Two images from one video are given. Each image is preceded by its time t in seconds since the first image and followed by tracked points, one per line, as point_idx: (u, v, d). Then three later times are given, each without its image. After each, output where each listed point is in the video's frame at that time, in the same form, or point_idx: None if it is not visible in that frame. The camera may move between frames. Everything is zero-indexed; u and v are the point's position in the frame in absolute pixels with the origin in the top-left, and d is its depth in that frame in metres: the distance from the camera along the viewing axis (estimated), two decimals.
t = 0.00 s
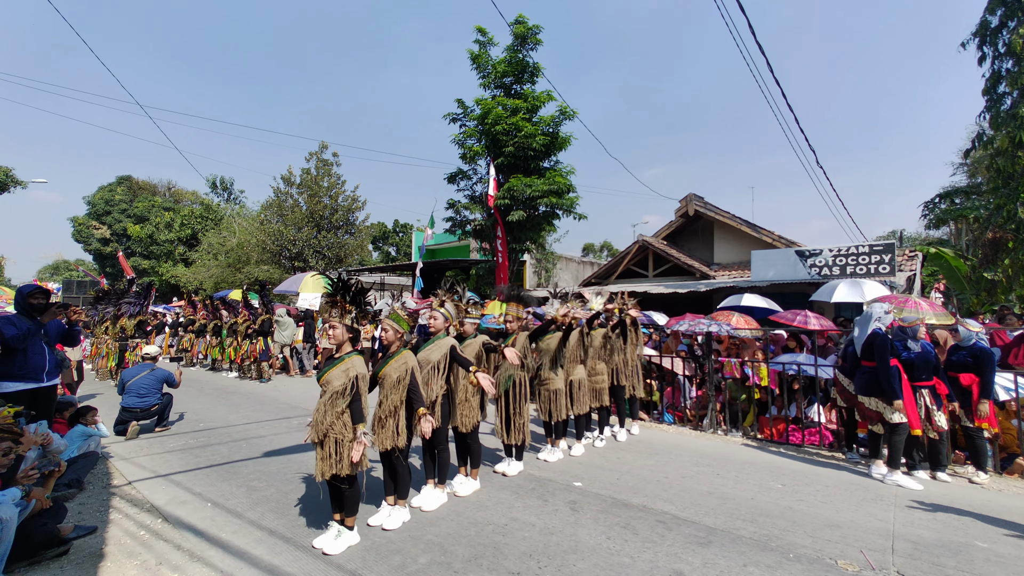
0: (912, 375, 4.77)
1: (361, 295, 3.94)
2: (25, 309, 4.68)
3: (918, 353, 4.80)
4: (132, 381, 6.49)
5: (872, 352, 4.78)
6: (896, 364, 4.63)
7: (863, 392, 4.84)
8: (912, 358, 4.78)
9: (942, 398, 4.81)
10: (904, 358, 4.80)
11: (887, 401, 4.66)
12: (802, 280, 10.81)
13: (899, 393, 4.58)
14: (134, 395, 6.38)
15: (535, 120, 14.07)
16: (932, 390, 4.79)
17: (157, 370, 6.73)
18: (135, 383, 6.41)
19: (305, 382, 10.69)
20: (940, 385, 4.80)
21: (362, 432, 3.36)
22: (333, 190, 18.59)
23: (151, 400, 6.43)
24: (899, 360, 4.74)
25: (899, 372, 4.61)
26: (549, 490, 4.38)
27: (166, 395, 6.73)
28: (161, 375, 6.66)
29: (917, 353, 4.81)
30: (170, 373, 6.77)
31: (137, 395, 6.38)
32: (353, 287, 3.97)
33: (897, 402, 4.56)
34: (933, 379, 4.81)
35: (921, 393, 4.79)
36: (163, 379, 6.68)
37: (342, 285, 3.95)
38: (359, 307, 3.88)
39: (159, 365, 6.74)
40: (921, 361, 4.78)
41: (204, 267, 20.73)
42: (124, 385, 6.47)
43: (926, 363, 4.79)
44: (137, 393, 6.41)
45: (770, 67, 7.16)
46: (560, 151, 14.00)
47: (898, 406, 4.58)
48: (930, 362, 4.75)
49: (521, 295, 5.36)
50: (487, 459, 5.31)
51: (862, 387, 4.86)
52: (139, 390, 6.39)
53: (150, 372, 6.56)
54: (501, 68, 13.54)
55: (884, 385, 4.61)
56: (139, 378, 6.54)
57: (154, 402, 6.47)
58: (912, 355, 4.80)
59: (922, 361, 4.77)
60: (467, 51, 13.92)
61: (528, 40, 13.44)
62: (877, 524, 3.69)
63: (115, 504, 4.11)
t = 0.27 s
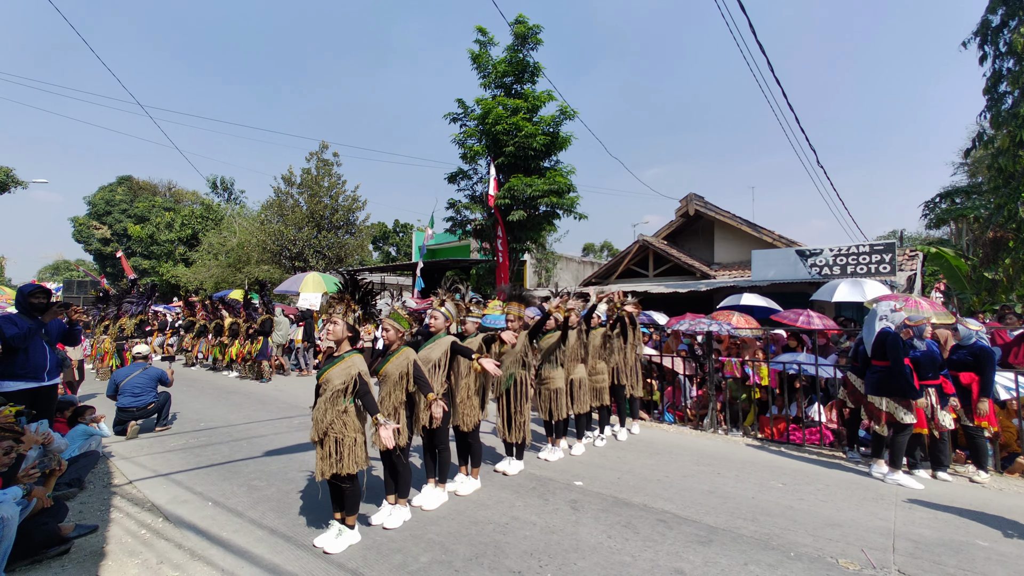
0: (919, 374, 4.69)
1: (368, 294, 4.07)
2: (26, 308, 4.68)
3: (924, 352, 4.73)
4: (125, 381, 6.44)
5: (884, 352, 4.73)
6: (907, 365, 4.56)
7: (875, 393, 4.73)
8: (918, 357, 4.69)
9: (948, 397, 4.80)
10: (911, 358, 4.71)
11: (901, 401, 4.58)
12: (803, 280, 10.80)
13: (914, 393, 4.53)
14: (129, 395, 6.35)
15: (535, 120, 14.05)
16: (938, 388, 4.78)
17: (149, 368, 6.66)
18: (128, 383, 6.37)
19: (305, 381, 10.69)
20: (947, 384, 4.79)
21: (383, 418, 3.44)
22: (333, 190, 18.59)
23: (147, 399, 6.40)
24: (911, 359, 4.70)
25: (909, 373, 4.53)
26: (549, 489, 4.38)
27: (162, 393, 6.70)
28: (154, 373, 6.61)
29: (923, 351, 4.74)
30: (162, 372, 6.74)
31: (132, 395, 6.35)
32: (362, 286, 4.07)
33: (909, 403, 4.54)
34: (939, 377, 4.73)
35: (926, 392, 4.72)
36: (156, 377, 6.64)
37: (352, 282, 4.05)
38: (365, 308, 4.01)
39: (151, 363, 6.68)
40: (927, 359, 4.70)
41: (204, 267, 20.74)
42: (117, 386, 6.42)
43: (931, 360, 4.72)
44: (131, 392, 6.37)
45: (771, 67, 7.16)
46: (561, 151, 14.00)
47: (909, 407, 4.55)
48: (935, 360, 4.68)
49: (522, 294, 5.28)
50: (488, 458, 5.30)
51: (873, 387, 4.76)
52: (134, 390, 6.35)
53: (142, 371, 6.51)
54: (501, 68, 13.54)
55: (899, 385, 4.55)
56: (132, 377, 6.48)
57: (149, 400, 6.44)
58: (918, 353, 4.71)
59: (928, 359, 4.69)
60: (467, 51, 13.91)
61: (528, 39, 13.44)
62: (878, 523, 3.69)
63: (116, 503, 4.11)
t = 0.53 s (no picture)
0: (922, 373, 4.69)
1: (369, 295, 4.07)
2: (26, 308, 4.68)
3: (929, 351, 4.73)
4: (119, 382, 6.42)
5: (888, 352, 4.72)
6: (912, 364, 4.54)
7: (880, 392, 4.70)
8: (922, 355, 4.70)
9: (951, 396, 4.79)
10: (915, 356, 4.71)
11: (905, 402, 4.55)
12: (803, 279, 10.80)
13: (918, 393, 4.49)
14: (126, 395, 6.34)
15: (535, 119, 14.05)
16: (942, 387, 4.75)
17: (144, 368, 6.65)
18: (123, 384, 6.36)
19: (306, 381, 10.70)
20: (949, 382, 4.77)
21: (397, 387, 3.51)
22: (334, 190, 18.59)
23: (144, 398, 6.41)
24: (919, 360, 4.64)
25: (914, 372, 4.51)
26: (550, 489, 4.39)
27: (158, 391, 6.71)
28: (149, 373, 6.60)
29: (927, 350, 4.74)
30: (157, 372, 6.73)
31: (129, 395, 6.35)
32: (361, 286, 4.03)
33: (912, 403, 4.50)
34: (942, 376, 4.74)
35: (930, 392, 4.67)
36: (151, 377, 6.63)
37: (351, 282, 3.99)
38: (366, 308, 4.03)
39: (144, 362, 6.64)
40: (932, 358, 4.70)
41: (205, 267, 20.74)
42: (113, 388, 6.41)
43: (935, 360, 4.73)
44: (127, 393, 6.37)
45: (771, 67, 7.16)
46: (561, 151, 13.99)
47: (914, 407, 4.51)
48: (939, 359, 4.70)
49: (524, 294, 5.21)
50: (488, 457, 5.31)
51: (878, 388, 4.74)
52: (129, 390, 6.35)
53: (136, 370, 6.49)
54: (501, 67, 13.54)
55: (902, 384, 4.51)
56: (127, 378, 6.47)
57: (146, 399, 6.45)
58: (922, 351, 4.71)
59: (931, 357, 4.70)
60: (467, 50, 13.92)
61: (528, 39, 13.43)
62: (878, 523, 3.69)
63: (116, 503, 4.11)
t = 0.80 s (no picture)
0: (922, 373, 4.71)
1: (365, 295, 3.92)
2: (25, 308, 4.68)
3: (929, 352, 4.74)
4: (114, 383, 6.45)
5: (889, 352, 4.72)
6: (914, 364, 4.53)
7: (881, 393, 4.71)
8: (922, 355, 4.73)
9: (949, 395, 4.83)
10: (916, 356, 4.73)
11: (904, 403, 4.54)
12: (803, 279, 10.80)
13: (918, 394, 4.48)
14: (122, 395, 6.37)
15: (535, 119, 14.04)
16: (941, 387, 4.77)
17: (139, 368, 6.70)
18: (118, 384, 6.38)
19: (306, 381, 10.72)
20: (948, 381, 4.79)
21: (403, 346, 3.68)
22: (334, 190, 18.60)
23: (141, 396, 6.43)
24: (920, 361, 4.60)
25: (915, 373, 4.51)
26: (549, 489, 4.39)
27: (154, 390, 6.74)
28: (144, 373, 6.65)
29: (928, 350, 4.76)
30: (151, 372, 6.78)
31: (125, 394, 6.37)
32: (358, 287, 3.92)
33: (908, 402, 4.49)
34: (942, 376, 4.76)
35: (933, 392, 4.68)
36: (146, 376, 6.67)
37: (348, 283, 3.87)
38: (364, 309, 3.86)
39: (138, 363, 6.69)
40: (932, 358, 4.73)
41: (205, 267, 20.75)
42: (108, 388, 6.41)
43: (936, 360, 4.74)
44: (124, 392, 6.39)
45: (770, 66, 7.15)
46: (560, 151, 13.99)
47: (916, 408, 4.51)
48: (939, 359, 4.71)
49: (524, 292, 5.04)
50: (488, 458, 5.31)
51: (880, 388, 4.75)
52: (126, 388, 6.38)
53: (130, 370, 6.53)
54: (501, 67, 13.54)
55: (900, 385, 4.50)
56: (123, 377, 6.49)
57: (144, 397, 6.47)
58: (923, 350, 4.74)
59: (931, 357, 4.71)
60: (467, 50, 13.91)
61: (528, 39, 13.43)
62: (877, 523, 3.69)
63: (115, 503, 4.12)
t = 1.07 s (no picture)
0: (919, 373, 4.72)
1: (364, 294, 3.81)
2: (25, 309, 4.68)
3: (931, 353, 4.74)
4: (110, 380, 6.43)
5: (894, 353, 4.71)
6: (919, 366, 4.52)
7: (884, 394, 4.70)
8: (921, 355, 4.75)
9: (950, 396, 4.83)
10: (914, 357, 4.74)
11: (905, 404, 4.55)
12: (803, 279, 10.81)
13: (922, 396, 4.47)
14: (118, 391, 6.38)
15: (535, 119, 14.04)
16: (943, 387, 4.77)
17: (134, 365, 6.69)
18: (114, 381, 6.38)
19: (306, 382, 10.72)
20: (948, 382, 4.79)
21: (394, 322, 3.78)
22: (334, 190, 18.60)
23: (138, 393, 6.46)
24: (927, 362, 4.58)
25: (921, 375, 4.49)
26: (548, 490, 4.39)
27: (150, 387, 6.76)
28: (139, 370, 6.62)
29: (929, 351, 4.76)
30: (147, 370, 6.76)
31: (122, 390, 6.39)
32: (358, 287, 3.78)
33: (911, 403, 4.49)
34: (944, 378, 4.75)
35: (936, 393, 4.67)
36: (142, 373, 6.64)
37: (346, 283, 3.74)
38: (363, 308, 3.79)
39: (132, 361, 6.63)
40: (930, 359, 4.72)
41: (205, 267, 20.75)
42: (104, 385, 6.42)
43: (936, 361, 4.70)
44: (120, 388, 6.40)
45: (770, 67, 7.16)
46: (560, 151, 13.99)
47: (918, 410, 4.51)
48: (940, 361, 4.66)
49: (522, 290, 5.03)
50: (488, 458, 5.31)
51: (883, 389, 4.75)
52: (123, 385, 6.40)
53: (126, 367, 6.50)
54: (501, 67, 13.54)
55: (904, 385, 4.50)
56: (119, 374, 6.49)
57: (141, 394, 6.50)
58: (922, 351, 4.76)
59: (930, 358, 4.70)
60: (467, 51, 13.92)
61: (528, 39, 13.44)
62: (877, 523, 3.69)
63: (115, 504, 4.12)
